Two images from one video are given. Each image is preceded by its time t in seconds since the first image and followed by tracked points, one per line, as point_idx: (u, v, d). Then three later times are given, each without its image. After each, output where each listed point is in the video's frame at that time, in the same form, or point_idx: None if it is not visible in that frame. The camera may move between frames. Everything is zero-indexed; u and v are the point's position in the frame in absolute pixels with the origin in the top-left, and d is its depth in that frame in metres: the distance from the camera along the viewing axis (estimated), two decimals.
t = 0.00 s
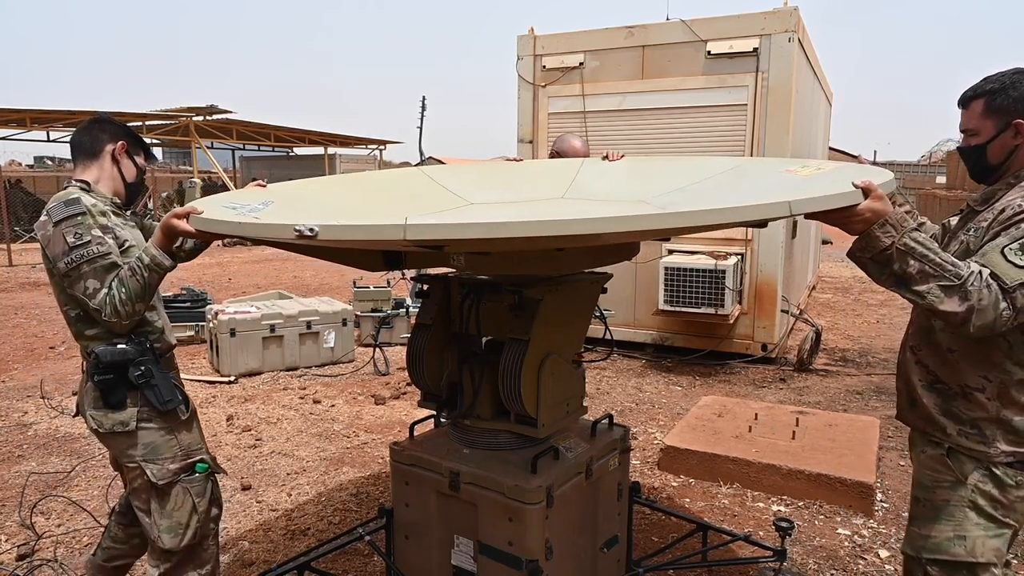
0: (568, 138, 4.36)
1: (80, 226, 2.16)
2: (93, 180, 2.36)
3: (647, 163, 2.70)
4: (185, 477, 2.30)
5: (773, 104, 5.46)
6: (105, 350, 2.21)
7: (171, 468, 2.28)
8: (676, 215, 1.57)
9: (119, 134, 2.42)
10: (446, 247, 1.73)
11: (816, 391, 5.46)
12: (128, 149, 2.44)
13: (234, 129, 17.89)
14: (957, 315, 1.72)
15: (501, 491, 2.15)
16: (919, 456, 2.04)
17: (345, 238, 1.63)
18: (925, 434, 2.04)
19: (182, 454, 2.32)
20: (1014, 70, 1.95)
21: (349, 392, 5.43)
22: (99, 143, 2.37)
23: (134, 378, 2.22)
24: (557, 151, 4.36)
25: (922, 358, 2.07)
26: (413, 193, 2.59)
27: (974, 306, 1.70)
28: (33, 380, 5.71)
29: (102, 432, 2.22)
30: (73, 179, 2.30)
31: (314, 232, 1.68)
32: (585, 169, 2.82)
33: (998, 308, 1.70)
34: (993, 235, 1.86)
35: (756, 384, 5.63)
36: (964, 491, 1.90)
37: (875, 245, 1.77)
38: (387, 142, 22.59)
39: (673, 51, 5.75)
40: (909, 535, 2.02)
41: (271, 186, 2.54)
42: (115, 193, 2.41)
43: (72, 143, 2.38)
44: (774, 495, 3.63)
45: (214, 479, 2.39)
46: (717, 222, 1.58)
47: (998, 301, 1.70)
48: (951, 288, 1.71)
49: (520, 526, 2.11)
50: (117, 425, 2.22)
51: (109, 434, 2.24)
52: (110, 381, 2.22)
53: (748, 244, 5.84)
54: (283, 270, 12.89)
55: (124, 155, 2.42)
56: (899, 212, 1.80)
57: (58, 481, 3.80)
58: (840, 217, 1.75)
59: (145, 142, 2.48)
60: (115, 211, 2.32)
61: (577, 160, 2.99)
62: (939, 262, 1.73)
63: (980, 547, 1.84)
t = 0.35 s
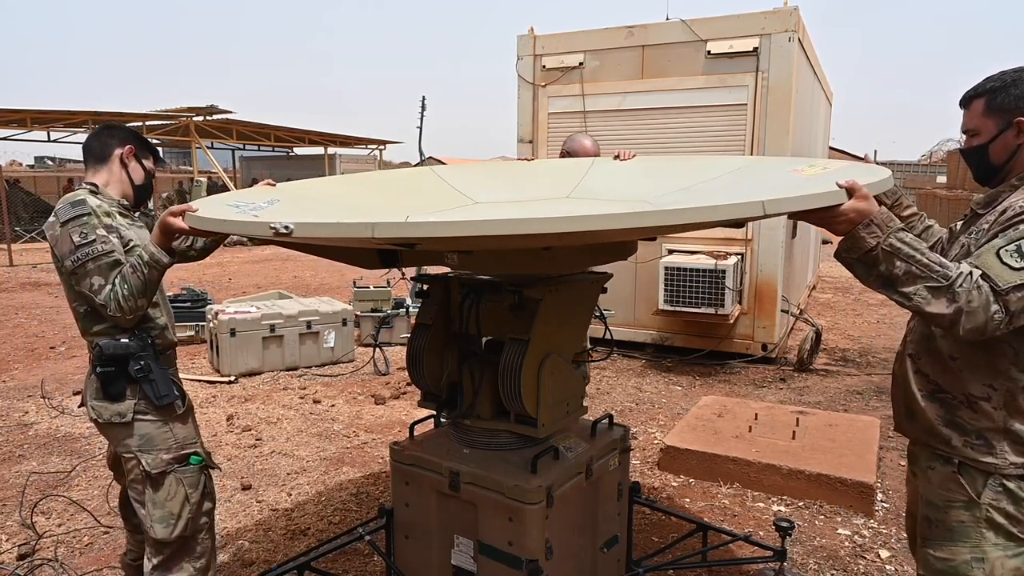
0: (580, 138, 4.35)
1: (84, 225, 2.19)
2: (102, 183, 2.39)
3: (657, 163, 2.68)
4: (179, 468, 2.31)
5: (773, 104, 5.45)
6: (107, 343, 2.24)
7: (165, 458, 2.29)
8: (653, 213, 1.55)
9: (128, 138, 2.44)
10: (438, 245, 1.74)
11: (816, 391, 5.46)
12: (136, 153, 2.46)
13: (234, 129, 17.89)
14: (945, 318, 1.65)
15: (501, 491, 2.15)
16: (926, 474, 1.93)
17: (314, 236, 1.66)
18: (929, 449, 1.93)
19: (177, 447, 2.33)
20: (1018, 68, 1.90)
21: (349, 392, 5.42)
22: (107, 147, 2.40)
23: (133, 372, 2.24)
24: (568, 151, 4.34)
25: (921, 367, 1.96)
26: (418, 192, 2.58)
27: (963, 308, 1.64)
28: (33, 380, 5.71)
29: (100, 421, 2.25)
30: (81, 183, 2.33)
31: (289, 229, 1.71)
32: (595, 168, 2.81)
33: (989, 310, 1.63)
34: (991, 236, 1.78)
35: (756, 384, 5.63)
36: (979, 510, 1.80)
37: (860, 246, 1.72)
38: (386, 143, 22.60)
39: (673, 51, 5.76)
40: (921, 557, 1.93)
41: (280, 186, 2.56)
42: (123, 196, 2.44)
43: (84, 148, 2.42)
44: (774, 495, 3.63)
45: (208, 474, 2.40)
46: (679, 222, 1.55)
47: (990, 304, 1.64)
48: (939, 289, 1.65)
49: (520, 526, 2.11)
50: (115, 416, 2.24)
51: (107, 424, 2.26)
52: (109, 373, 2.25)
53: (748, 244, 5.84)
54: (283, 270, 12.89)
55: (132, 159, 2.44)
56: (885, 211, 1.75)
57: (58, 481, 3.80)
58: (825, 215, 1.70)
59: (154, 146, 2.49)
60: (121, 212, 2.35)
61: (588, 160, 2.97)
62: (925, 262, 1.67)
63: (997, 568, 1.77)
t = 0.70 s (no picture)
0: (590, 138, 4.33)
1: (94, 224, 2.31)
2: (113, 183, 2.51)
3: (666, 161, 2.66)
4: (161, 456, 2.42)
5: (773, 104, 5.45)
6: (95, 338, 2.38)
7: (148, 447, 2.41)
8: (636, 211, 1.54)
9: (140, 141, 2.55)
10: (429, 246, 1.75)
11: (816, 391, 5.46)
12: (146, 154, 2.57)
13: (234, 129, 17.90)
14: (930, 317, 1.58)
15: (501, 491, 2.15)
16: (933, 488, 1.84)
17: (286, 236, 1.71)
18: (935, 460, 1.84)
19: (160, 437, 2.44)
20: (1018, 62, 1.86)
21: (349, 392, 5.42)
22: (119, 149, 2.52)
23: (116, 366, 2.36)
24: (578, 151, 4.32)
25: (925, 373, 1.89)
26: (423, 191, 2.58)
27: (949, 306, 1.56)
28: (33, 381, 5.71)
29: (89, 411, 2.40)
30: (94, 183, 2.46)
31: (261, 230, 1.74)
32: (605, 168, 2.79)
33: (977, 308, 1.56)
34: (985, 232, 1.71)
35: (756, 384, 5.63)
36: (990, 523, 1.73)
37: (839, 248, 1.65)
38: (386, 142, 22.61)
39: (673, 51, 5.75)
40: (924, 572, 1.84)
41: (289, 186, 2.57)
42: (134, 196, 2.56)
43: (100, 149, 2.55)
44: (774, 495, 3.63)
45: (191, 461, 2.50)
46: (658, 222, 1.54)
47: (978, 301, 1.56)
48: (923, 287, 1.58)
49: (520, 526, 2.11)
50: (101, 407, 2.38)
51: (95, 414, 2.41)
52: (96, 366, 2.38)
53: (748, 244, 5.84)
54: (284, 270, 12.90)
55: (143, 159, 2.55)
56: (862, 210, 1.68)
57: (58, 481, 3.80)
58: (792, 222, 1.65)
59: (165, 148, 2.59)
60: (130, 211, 2.46)
61: (597, 159, 2.95)
62: (906, 260, 1.61)
63: None
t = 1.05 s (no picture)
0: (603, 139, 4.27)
1: (100, 217, 2.40)
2: (124, 178, 2.65)
3: (676, 160, 2.64)
4: (144, 438, 2.51)
5: (773, 104, 5.45)
6: (87, 325, 2.52)
7: (131, 429, 2.50)
8: (621, 210, 1.54)
9: (150, 138, 2.68)
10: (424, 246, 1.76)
11: (816, 391, 5.46)
12: (157, 150, 2.70)
13: (234, 129, 17.90)
14: (911, 317, 1.55)
15: (501, 491, 2.15)
16: (938, 499, 1.82)
17: (261, 237, 1.76)
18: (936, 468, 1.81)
19: (144, 419, 2.53)
20: (1014, 52, 1.80)
21: (349, 392, 5.42)
22: (131, 145, 2.65)
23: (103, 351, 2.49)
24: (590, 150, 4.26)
25: (923, 379, 1.87)
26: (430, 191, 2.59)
27: (930, 305, 1.54)
28: (33, 380, 5.71)
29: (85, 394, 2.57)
30: (104, 176, 2.60)
31: (238, 231, 1.79)
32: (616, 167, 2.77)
33: (959, 307, 1.53)
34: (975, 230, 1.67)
35: (756, 384, 5.62)
36: (997, 533, 1.72)
37: (816, 249, 1.64)
38: (386, 143, 22.62)
39: (673, 51, 5.75)
40: None
41: (299, 186, 2.59)
42: (144, 190, 2.69)
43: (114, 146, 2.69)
44: (774, 495, 3.63)
45: (176, 445, 2.57)
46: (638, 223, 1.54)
47: (960, 300, 1.53)
48: (902, 287, 1.56)
49: (521, 526, 2.11)
50: (92, 390, 2.53)
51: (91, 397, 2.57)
52: (88, 352, 2.53)
53: (748, 244, 5.83)
54: (284, 270, 12.90)
55: (152, 155, 2.68)
56: (839, 209, 1.67)
57: (59, 480, 3.80)
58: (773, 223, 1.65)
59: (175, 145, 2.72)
60: (138, 206, 2.58)
61: (607, 158, 2.93)
62: (884, 260, 1.59)
63: None
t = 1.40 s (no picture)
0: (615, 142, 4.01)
1: (105, 211, 2.52)
2: (130, 173, 2.72)
3: (685, 161, 2.63)
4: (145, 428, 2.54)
5: (773, 104, 5.45)
6: (91, 311, 2.55)
7: (133, 419, 2.55)
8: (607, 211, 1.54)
9: (156, 135, 2.76)
10: (425, 245, 1.79)
11: (816, 391, 5.46)
12: (164, 146, 2.77)
13: (234, 128, 17.90)
14: (886, 322, 1.55)
15: (501, 491, 2.16)
16: (933, 507, 1.80)
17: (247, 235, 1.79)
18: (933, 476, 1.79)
19: (146, 409, 2.57)
20: (1002, 48, 1.76)
21: (349, 392, 5.42)
22: (137, 141, 2.73)
23: (106, 340, 2.52)
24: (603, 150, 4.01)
25: (917, 385, 1.86)
26: (436, 191, 2.59)
27: (905, 310, 1.52)
28: (34, 380, 5.71)
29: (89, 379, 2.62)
30: (113, 172, 2.68)
31: (222, 229, 1.82)
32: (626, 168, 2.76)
33: (935, 311, 1.51)
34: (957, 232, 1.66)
35: (756, 383, 5.62)
36: (996, 543, 1.72)
37: (791, 254, 1.64)
38: (386, 143, 22.63)
39: (673, 51, 5.75)
40: None
41: (308, 186, 2.60)
42: (150, 185, 2.75)
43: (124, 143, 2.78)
44: (775, 495, 3.63)
45: (177, 436, 2.59)
46: (619, 222, 1.54)
47: (936, 304, 1.51)
48: (876, 291, 1.55)
49: (522, 526, 2.11)
50: (96, 377, 2.58)
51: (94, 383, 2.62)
52: (92, 339, 2.56)
53: (748, 244, 5.82)
54: (284, 270, 12.90)
55: (158, 151, 2.75)
56: (815, 213, 1.66)
57: (60, 480, 3.81)
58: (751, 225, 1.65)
59: (179, 141, 2.78)
60: (143, 201, 2.67)
61: (619, 159, 2.93)
62: (859, 264, 1.58)
63: None
